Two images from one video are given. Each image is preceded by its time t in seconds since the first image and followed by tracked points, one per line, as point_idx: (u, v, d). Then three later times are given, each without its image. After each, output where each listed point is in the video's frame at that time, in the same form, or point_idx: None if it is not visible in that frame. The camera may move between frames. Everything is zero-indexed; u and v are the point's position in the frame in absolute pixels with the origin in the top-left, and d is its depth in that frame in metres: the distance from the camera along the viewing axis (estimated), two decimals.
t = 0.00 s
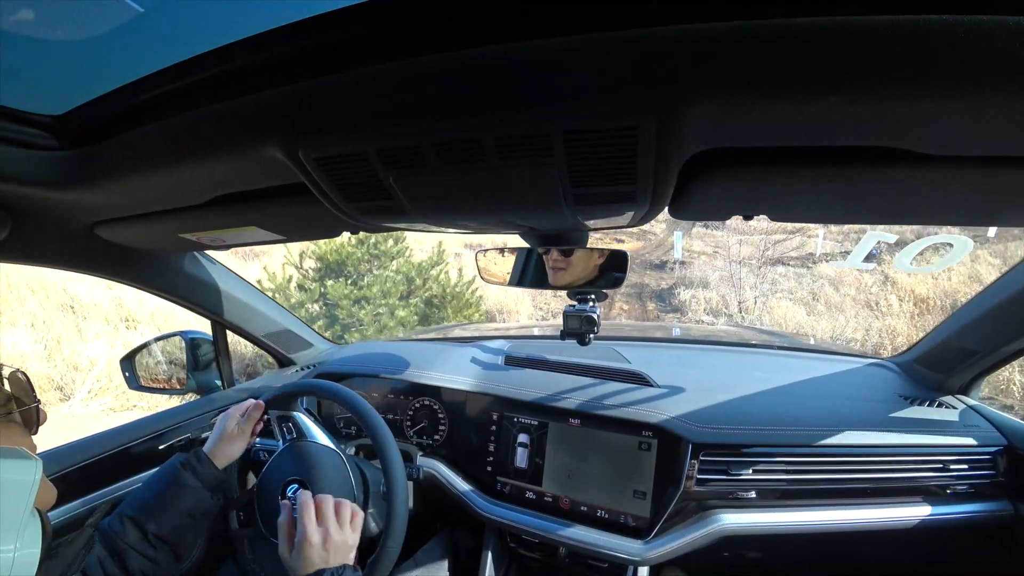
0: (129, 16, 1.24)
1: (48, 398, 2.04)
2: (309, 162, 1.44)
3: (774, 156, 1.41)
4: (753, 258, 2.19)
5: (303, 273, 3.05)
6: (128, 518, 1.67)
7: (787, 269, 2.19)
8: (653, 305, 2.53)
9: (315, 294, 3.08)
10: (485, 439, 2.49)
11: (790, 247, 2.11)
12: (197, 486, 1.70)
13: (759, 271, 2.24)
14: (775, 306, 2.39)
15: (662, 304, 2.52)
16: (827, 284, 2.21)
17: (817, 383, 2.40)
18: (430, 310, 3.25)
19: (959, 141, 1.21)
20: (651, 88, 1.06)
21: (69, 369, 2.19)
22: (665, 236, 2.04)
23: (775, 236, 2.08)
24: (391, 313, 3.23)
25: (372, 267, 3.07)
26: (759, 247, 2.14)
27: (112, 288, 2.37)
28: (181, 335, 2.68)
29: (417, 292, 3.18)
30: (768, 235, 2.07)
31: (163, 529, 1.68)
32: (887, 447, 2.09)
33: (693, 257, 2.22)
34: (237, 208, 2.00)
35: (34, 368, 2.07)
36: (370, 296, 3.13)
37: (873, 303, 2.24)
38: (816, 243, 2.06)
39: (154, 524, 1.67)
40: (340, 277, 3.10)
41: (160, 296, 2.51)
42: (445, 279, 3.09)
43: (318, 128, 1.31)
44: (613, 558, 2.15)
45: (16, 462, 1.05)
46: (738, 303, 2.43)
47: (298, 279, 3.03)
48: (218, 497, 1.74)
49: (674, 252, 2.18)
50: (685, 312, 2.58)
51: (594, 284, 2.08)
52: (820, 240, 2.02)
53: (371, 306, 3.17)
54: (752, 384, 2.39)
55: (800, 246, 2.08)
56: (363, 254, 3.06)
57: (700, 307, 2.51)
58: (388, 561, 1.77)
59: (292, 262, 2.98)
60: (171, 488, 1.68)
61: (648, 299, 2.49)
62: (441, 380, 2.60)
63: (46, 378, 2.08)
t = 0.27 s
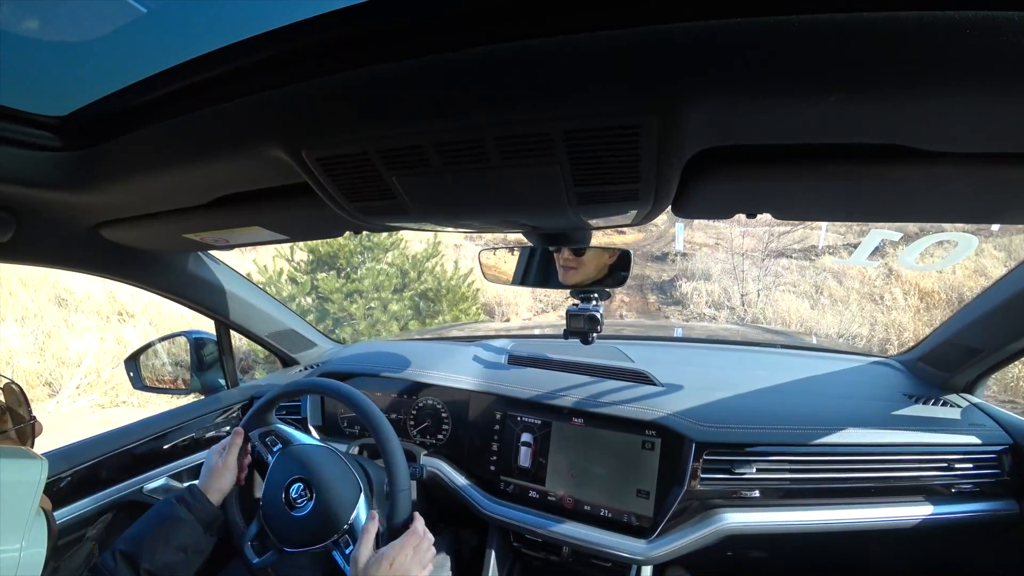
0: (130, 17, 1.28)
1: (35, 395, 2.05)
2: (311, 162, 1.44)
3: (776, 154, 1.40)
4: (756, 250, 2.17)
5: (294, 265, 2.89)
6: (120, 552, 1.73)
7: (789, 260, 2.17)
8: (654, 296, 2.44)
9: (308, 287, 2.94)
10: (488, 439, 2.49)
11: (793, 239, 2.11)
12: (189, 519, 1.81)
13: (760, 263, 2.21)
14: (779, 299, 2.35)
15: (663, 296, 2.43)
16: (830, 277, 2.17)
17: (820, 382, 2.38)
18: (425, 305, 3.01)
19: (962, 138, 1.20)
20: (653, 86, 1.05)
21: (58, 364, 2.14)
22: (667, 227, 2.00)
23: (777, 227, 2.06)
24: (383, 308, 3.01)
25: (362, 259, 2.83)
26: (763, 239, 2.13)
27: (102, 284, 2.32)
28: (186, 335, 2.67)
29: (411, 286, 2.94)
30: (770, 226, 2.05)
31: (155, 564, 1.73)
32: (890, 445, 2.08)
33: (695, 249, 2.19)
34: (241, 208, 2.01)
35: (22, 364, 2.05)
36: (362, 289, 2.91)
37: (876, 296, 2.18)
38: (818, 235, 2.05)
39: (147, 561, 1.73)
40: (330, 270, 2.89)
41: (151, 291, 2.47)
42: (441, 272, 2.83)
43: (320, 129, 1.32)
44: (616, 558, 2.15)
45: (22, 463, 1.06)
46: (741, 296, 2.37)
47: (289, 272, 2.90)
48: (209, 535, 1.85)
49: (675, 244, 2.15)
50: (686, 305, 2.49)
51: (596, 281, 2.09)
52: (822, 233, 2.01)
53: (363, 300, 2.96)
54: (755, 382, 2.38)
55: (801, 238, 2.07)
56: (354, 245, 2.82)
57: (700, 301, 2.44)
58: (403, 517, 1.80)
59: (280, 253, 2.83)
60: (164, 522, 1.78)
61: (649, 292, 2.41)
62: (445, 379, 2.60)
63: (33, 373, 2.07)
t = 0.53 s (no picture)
0: (136, 13, 1.25)
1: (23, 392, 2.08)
2: (316, 157, 1.44)
3: (783, 151, 1.39)
4: (760, 243, 2.15)
5: (287, 261, 2.98)
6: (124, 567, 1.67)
7: (793, 254, 2.15)
8: (657, 291, 2.39)
9: (299, 283, 3.03)
10: (492, 434, 2.50)
11: (798, 232, 2.09)
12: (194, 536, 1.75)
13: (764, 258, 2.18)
14: (783, 294, 2.32)
15: (665, 290, 2.38)
16: (835, 271, 2.16)
17: (824, 380, 2.38)
18: (420, 300, 3.14)
19: (969, 136, 1.19)
20: (657, 82, 1.05)
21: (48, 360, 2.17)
22: (669, 221, 1.98)
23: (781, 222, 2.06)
24: (377, 304, 3.18)
25: (356, 254, 3.14)
26: (767, 233, 2.11)
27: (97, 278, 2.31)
28: (191, 330, 2.69)
29: (406, 281, 3.16)
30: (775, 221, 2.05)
31: None
32: (894, 445, 2.08)
33: (698, 243, 2.21)
34: (246, 204, 2.02)
35: (13, 361, 2.06)
36: (357, 285, 3.13)
37: (882, 290, 2.16)
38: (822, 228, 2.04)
39: None
40: (323, 265, 3.10)
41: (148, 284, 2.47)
42: (435, 266, 3.02)
43: (325, 124, 1.32)
44: (619, 554, 2.15)
45: (31, 454, 1.07)
46: (744, 291, 2.36)
47: (282, 268, 2.97)
48: (210, 550, 1.78)
49: (679, 237, 2.16)
50: (689, 299, 2.46)
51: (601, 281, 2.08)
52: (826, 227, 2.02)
53: (355, 296, 3.14)
54: (759, 380, 2.37)
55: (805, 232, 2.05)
56: (350, 241, 3.12)
57: (704, 295, 2.42)
58: (406, 491, 1.84)
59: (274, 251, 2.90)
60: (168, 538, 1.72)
61: (652, 286, 2.34)
62: (448, 375, 2.61)
63: (24, 371, 2.09)
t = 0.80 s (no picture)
0: (140, 13, 1.25)
1: None
2: (319, 157, 1.45)
3: (788, 148, 1.38)
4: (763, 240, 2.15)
5: (285, 258, 2.93)
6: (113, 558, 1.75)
7: (796, 250, 2.14)
8: (659, 287, 2.43)
9: (298, 280, 3.02)
10: (496, 433, 2.50)
11: (802, 229, 2.06)
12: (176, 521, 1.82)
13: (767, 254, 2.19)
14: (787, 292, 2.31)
15: (668, 287, 2.43)
16: (840, 268, 2.14)
17: (829, 378, 2.37)
18: (420, 298, 3.24)
19: (976, 134, 1.18)
20: (661, 80, 1.05)
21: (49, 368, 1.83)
22: (673, 217, 1.97)
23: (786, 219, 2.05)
24: (375, 302, 3.22)
25: (354, 251, 3.20)
26: (771, 228, 2.12)
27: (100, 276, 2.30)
28: (194, 328, 2.68)
29: (405, 278, 3.24)
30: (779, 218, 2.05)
31: (156, 568, 1.75)
32: (899, 443, 2.07)
33: (701, 238, 2.20)
34: (250, 203, 2.02)
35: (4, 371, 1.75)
36: (355, 282, 3.18)
37: (887, 288, 2.15)
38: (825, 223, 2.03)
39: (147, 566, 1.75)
40: (321, 263, 3.10)
41: (152, 282, 2.47)
42: (435, 263, 3.12)
43: (328, 123, 1.32)
44: (623, 553, 2.15)
45: (38, 452, 1.06)
46: (748, 287, 2.34)
47: (281, 265, 2.94)
48: (199, 532, 1.86)
49: (681, 233, 2.15)
50: (692, 297, 2.48)
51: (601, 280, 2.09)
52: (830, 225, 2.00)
53: (354, 294, 3.18)
54: (762, 378, 2.37)
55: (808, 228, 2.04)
56: (349, 238, 3.19)
57: (706, 291, 2.42)
58: (409, 474, 1.86)
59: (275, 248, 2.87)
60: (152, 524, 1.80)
61: (654, 282, 2.39)
62: (451, 373, 2.61)
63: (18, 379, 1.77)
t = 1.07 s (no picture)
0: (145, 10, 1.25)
1: None
2: (324, 154, 1.45)
3: (792, 146, 1.38)
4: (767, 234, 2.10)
5: (286, 254, 2.91)
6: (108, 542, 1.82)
7: (801, 247, 2.14)
8: (663, 284, 2.43)
9: (299, 277, 2.98)
10: (499, 430, 2.51)
11: (806, 226, 2.06)
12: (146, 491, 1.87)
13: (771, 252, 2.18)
14: (791, 290, 2.32)
15: (673, 284, 2.42)
16: (844, 266, 2.14)
17: (833, 377, 2.36)
18: (422, 296, 3.05)
19: (983, 132, 1.18)
20: (664, 77, 1.05)
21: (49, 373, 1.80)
22: (677, 214, 1.95)
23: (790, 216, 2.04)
24: (375, 299, 3.08)
25: (355, 249, 2.92)
26: (776, 226, 2.08)
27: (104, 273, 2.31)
28: (199, 326, 2.70)
29: (407, 276, 2.99)
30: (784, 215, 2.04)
31: (139, 541, 1.83)
32: (903, 443, 2.06)
33: (706, 234, 2.15)
34: (254, 199, 2.03)
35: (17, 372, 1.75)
36: (354, 280, 3.00)
37: (893, 286, 2.13)
38: (828, 221, 2.03)
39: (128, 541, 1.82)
40: (323, 259, 2.96)
41: (155, 279, 2.49)
42: (438, 261, 2.85)
43: (333, 120, 1.32)
44: (626, 550, 2.15)
45: (44, 447, 1.05)
46: (752, 284, 2.33)
47: (282, 262, 2.92)
48: (172, 498, 1.93)
49: (685, 229, 2.12)
50: (695, 294, 2.48)
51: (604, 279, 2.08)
52: (835, 221, 2.00)
53: (354, 291, 3.04)
54: (765, 376, 2.36)
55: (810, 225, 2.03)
56: (348, 235, 2.86)
57: (711, 288, 2.41)
58: (409, 457, 1.87)
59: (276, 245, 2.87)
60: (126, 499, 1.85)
61: (659, 279, 2.39)
62: (455, 370, 2.62)
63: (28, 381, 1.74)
